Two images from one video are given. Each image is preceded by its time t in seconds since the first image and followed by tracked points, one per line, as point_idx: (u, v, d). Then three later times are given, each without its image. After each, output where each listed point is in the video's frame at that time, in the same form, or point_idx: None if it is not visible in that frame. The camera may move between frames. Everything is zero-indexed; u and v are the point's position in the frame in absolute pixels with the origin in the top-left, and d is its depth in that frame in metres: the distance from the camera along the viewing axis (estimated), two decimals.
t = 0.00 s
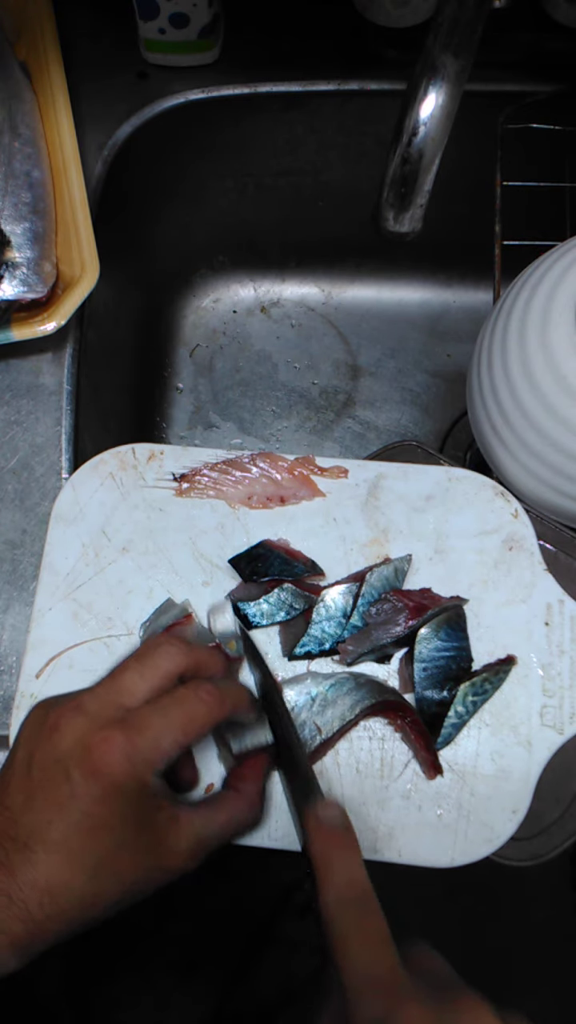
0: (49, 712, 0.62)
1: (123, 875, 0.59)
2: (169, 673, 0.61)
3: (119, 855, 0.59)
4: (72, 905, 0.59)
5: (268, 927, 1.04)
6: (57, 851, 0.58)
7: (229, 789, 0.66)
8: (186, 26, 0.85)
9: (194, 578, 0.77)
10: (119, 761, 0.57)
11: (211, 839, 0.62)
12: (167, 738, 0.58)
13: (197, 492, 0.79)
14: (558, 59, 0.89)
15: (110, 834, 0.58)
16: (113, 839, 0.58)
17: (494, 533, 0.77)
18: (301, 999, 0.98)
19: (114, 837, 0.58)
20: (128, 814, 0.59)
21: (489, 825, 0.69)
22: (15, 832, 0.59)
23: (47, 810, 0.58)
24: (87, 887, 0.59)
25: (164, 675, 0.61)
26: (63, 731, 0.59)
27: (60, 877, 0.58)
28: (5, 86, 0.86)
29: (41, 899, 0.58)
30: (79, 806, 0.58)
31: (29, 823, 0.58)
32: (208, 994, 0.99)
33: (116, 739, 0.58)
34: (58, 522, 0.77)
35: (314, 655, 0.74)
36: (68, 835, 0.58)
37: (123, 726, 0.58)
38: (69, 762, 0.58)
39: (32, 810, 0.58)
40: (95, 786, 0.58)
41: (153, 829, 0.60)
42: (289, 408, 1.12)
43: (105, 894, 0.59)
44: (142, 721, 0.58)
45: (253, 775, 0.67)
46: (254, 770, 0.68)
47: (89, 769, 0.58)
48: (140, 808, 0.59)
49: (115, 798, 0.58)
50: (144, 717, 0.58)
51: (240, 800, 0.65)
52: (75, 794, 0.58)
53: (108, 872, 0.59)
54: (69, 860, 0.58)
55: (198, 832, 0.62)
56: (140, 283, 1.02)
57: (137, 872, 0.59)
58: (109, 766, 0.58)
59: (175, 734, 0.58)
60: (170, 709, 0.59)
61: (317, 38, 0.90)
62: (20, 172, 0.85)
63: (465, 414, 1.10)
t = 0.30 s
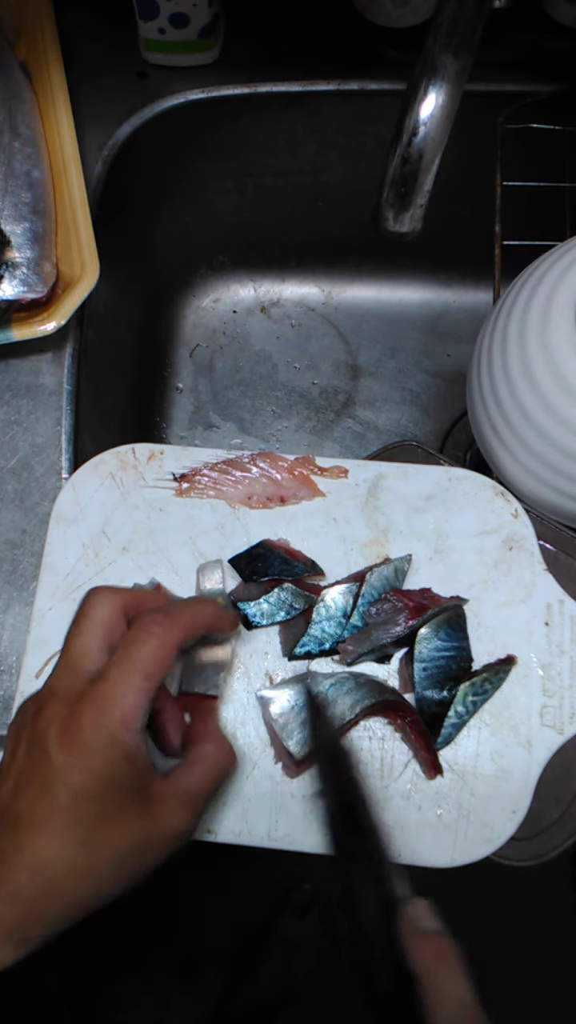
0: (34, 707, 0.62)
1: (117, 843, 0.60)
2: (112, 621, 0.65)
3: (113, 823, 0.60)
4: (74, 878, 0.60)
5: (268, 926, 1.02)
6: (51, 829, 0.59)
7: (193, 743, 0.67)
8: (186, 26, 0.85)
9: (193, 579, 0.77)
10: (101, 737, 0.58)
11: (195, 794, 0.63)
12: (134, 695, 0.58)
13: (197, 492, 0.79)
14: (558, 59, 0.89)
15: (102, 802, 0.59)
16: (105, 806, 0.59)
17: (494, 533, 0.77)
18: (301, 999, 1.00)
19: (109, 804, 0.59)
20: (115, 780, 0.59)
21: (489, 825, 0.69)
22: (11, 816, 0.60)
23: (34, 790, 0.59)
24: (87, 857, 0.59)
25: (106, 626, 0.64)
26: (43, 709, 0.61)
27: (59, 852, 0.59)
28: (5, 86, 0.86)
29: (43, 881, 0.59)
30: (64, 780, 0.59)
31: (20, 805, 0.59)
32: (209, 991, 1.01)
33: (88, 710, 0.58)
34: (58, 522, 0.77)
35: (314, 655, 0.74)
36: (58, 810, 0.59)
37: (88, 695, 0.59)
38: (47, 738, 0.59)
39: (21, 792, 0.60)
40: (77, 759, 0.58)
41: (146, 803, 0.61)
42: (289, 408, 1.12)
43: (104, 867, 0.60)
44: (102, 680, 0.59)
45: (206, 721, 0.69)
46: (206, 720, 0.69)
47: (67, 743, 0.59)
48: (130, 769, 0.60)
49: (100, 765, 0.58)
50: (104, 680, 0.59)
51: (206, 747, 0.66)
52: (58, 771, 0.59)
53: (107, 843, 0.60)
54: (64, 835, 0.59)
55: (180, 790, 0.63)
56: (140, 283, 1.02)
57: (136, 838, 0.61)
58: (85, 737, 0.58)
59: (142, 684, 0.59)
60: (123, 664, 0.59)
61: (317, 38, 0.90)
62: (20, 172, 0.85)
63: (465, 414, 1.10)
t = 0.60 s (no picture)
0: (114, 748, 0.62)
1: (181, 914, 0.60)
2: (227, 702, 0.61)
3: (181, 894, 0.59)
4: (131, 941, 0.59)
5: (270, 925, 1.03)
6: (122, 889, 0.58)
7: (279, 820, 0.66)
8: (186, 26, 0.85)
9: (193, 579, 0.77)
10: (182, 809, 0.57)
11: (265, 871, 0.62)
12: (234, 782, 0.57)
13: (197, 492, 0.79)
14: (558, 59, 0.89)
15: (176, 879, 0.59)
16: (175, 883, 0.59)
17: (494, 533, 0.77)
18: (301, 1000, 0.97)
19: (178, 873, 0.59)
20: (192, 859, 0.59)
21: (489, 825, 0.69)
22: (82, 861, 0.59)
23: (115, 846, 0.58)
24: (147, 927, 0.59)
25: (224, 703, 0.61)
26: (136, 768, 0.59)
27: (123, 919, 0.58)
28: (5, 86, 0.86)
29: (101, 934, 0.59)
30: (146, 848, 0.58)
31: (96, 857, 0.59)
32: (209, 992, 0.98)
33: (182, 783, 0.58)
34: (58, 522, 0.77)
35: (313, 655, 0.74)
36: (134, 875, 0.58)
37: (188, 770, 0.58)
38: (138, 799, 0.58)
39: (99, 844, 0.59)
40: (165, 830, 0.58)
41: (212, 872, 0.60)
42: (289, 408, 1.12)
43: (164, 932, 0.60)
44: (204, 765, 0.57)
45: (300, 802, 0.68)
46: (302, 798, 0.68)
47: (160, 814, 0.58)
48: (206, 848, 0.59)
49: (184, 841, 0.58)
50: (206, 755, 0.57)
51: (290, 825, 0.64)
52: (142, 835, 0.58)
53: (169, 918, 0.59)
54: (132, 899, 0.58)
55: (252, 869, 0.62)
56: (140, 283, 1.02)
57: (197, 912, 0.60)
58: (178, 810, 0.57)
59: (244, 772, 0.58)
60: (225, 745, 0.58)
61: (317, 38, 0.90)
62: (20, 172, 0.85)
63: (464, 414, 1.10)
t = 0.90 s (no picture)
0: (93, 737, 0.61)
1: (170, 901, 0.59)
2: (212, 697, 0.61)
3: (169, 881, 0.59)
4: (121, 927, 0.59)
5: (269, 926, 1.02)
6: (106, 877, 0.58)
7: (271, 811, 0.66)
8: (186, 26, 0.85)
9: (193, 578, 0.77)
10: (164, 799, 0.57)
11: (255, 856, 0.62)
12: (214, 769, 0.57)
13: (197, 492, 0.79)
14: (558, 59, 0.89)
15: (159, 865, 0.58)
16: (160, 868, 0.58)
17: (494, 533, 0.77)
18: (301, 1000, 0.97)
19: (164, 862, 0.58)
20: (175, 843, 0.58)
21: (489, 825, 0.69)
22: (63, 852, 0.59)
23: (97, 835, 0.58)
24: (136, 913, 0.59)
25: (209, 700, 0.61)
26: (110, 755, 0.59)
27: (110, 905, 0.58)
28: (5, 85, 0.86)
29: (90, 921, 0.59)
30: (126, 835, 0.57)
31: (76, 848, 0.58)
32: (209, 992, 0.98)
33: (161, 768, 0.57)
34: (58, 522, 0.77)
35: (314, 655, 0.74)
36: (117, 862, 0.58)
37: (166, 754, 0.57)
38: (116, 787, 0.58)
39: (79, 834, 0.58)
40: (143, 815, 0.57)
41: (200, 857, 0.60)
42: (289, 408, 1.12)
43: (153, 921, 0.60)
44: (183, 751, 0.57)
45: (291, 794, 0.68)
46: (291, 784, 0.68)
47: (137, 800, 0.57)
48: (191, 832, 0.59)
49: (165, 827, 0.57)
50: (186, 742, 0.57)
51: (281, 820, 0.65)
52: (122, 822, 0.57)
53: (157, 903, 0.59)
54: (117, 886, 0.58)
55: (244, 854, 0.61)
56: (140, 282, 1.02)
57: (186, 896, 0.60)
58: (156, 796, 0.57)
59: (224, 759, 0.57)
60: (205, 734, 0.58)
61: (317, 38, 0.90)
62: (20, 172, 0.85)
63: (465, 414, 1.10)
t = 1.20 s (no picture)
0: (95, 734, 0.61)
1: (172, 883, 0.60)
2: (205, 680, 0.61)
3: (170, 863, 0.60)
4: (123, 913, 0.59)
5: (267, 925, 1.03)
6: (108, 862, 0.58)
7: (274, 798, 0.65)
8: (186, 26, 0.85)
9: (193, 578, 0.77)
10: (165, 782, 0.57)
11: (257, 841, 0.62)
12: (210, 749, 0.57)
13: (197, 492, 0.79)
14: (558, 59, 0.89)
15: (160, 846, 0.59)
16: (162, 851, 0.59)
17: (494, 533, 0.77)
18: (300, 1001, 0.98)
19: (165, 845, 0.59)
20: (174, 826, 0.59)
21: (489, 825, 0.69)
22: (64, 839, 0.59)
23: (97, 820, 0.58)
24: (138, 898, 0.59)
25: (204, 684, 0.61)
26: (107, 742, 0.59)
27: (112, 890, 0.59)
28: (5, 85, 0.86)
29: (93, 909, 0.59)
30: (127, 817, 0.58)
31: (77, 833, 0.59)
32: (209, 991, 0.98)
33: (159, 750, 0.58)
34: (58, 522, 0.77)
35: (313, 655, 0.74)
36: (118, 846, 0.58)
37: (163, 736, 0.58)
38: (115, 772, 0.59)
39: (79, 820, 0.59)
40: (144, 797, 0.58)
41: (202, 842, 0.60)
42: (289, 408, 1.12)
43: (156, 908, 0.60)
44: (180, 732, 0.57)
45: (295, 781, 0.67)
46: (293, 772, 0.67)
47: (136, 783, 0.58)
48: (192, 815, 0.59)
49: (166, 807, 0.58)
50: (182, 725, 0.57)
51: (285, 807, 0.65)
52: (123, 806, 0.58)
53: (159, 887, 0.60)
54: (119, 871, 0.59)
55: (246, 837, 0.62)
56: (140, 282, 1.02)
57: (189, 881, 0.60)
58: (155, 778, 0.57)
59: (220, 739, 0.57)
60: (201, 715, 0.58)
61: (317, 38, 0.90)
62: (20, 172, 0.85)
63: (465, 414, 1.10)
